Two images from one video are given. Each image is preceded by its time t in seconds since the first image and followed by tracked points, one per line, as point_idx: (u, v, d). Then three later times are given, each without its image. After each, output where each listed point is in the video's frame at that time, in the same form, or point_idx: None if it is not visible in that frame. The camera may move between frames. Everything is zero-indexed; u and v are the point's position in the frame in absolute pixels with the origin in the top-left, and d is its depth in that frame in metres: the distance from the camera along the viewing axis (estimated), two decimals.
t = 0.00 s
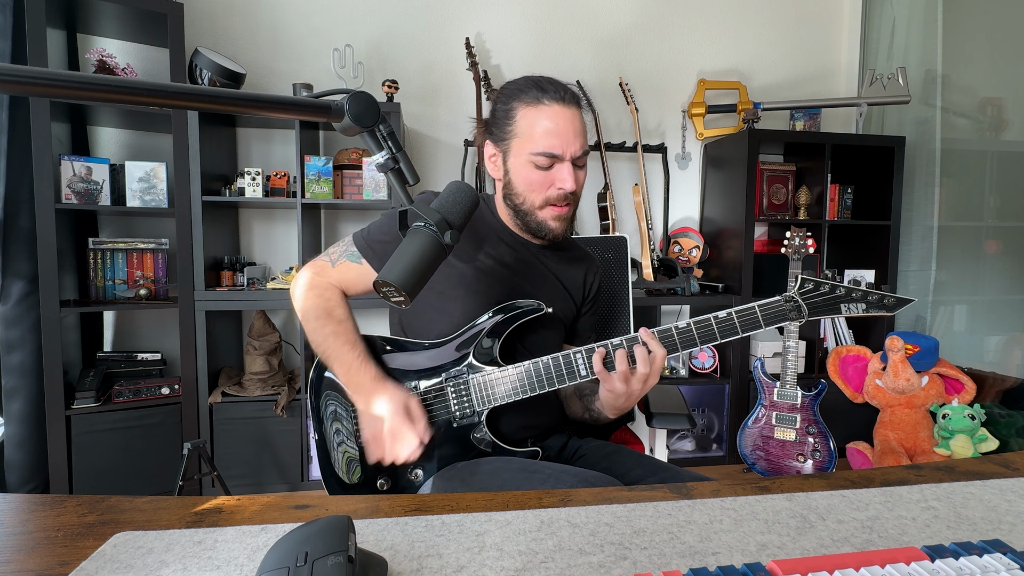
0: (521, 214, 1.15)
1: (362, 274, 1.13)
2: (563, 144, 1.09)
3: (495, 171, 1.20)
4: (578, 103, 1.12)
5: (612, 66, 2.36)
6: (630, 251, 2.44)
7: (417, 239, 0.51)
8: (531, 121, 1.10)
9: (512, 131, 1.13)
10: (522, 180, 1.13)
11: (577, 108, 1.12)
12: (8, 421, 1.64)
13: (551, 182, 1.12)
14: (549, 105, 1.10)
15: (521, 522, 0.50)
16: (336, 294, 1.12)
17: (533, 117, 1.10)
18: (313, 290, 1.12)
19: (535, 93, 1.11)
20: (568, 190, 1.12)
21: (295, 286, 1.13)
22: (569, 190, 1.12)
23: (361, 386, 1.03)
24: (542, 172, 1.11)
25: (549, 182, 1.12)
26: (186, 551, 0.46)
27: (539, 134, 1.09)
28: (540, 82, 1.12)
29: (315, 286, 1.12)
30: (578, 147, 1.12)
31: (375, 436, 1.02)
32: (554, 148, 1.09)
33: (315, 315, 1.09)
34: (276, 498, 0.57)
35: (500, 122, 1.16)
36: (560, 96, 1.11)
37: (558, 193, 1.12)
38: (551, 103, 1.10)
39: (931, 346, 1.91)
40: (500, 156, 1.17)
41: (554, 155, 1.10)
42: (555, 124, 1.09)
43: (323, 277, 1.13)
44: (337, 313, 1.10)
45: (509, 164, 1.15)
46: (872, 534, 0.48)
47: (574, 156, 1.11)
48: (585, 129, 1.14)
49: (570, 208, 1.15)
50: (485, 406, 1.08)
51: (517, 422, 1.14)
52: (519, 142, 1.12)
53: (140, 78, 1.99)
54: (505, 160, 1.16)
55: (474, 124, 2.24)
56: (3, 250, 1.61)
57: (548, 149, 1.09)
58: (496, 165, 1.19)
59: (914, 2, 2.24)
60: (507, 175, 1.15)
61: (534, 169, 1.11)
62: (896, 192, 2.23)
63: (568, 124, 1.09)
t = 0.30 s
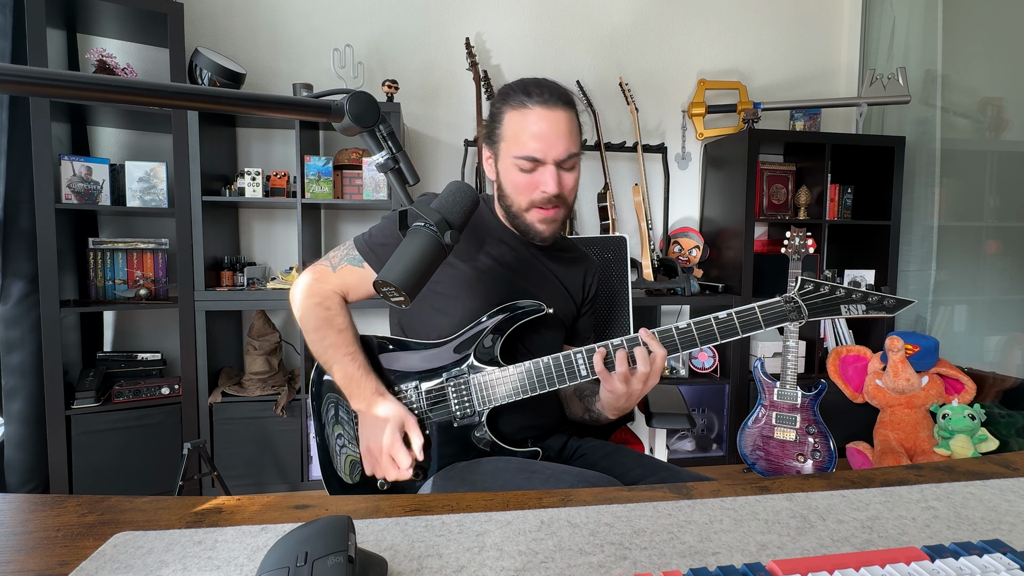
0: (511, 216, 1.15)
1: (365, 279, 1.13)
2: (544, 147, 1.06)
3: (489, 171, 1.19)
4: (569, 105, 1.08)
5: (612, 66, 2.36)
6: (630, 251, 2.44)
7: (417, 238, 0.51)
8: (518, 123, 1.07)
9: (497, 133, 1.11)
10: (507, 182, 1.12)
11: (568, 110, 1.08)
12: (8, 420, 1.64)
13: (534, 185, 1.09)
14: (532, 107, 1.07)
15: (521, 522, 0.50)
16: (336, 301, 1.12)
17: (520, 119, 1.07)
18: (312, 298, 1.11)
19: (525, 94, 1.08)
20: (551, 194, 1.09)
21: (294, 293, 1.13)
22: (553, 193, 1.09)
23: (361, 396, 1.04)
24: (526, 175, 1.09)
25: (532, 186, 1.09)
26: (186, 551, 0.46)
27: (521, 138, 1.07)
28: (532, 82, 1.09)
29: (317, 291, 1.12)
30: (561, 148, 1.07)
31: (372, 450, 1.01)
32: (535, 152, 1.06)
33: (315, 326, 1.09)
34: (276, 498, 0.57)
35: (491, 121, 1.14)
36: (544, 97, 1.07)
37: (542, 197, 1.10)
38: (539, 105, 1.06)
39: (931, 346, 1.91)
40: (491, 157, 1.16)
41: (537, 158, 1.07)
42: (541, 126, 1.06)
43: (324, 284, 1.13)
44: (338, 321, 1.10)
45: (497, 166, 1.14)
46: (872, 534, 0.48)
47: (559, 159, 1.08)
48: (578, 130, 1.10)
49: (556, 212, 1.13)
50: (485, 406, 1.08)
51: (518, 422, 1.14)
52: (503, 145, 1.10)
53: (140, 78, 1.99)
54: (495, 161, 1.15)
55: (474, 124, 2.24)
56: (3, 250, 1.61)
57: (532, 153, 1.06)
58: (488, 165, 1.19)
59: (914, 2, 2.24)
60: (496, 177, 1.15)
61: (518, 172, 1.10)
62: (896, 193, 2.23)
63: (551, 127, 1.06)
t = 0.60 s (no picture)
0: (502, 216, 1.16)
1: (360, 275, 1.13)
2: (534, 152, 1.04)
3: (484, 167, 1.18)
4: (566, 110, 1.05)
5: (612, 66, 2.36)
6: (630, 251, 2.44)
7: (417, 238, 0.51)
8: (512, 126, 1.05)
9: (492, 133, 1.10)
10: (499, 183, 1.12)
11: (565, 118, 1.05)
12: (8, 420, 1.64)
13: (523, 188, 1.09)
14: (527, 110, 1.04)
15: (521, 522, 0.50)
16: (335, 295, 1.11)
17: (515, 122, 1.05)
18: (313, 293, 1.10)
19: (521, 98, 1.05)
20: (539, 199, 1.09)
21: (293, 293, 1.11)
22: (540, 199, 1.08)
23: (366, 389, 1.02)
24: (516, 177, 1.09)
25: (522, 189, 1.09)
26: (186, 551, 0.46)
27: (514, 141, 1.05)
28: (530, 85, 1.06)
29: (314, 289, 1.11)
30: (552, 155, 1.05)
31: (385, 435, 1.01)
32: (525, 157, 1.05)
33: (315, 319, 1.07)
34: (276, 498, 0.57)
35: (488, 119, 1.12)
36: (540, 101, 1.04)
37: (530, 201, 1.10)
38: (533, 110, 1.04)
39: (931, 346, 1.90)
40: (487, 154, 1.15)
41: (527, 163, 1.06)
42: (535, 131, 1.04)
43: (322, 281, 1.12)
44: (338, 316, 1.09)
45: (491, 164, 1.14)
46: (872, 534, 0.48)
47: (549, 165, 1.06)
48: (574, 136, 1.07)
49: (544, 216, 1.13)
50: (485, 405, 1.08)
51: (519, 422, 1.14)
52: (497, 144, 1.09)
53: (140, 78, 1.99)
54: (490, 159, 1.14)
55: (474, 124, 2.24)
56: (3, 250, 1.61)
57: (521, 157, 1.05)
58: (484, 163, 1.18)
59: (914, 2, 2.24)
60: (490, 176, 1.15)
61: (508, 174, 1.09)
62: (896, 193, 2.23)
63: (544, 133, 1.04)
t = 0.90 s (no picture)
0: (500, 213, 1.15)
1: (356, 274, 1.13)
2: (535, 150, 1.03)
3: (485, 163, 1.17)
4: (570, 109, 1.05)
5: (612, 66, 2.36)
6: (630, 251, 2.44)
7: (417, 238, 0.51)
8: (514, 122, 1.04)
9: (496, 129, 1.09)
10: (499, 179, 1.11)
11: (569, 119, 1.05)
12: (8, 421, 1.64)
13: (522, 186, 1.08)
14: (531, 107, 1.04)
15: (521, 522, 0.50)
16: (332, 291, 1.10)
17: (518, 119, 1.04)
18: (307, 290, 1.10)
19: (526, 97, 1.04)
20: (538, 197, 1.08)
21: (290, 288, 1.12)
22: (538, 197, 1.07)
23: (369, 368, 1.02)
24: (516, 174, 1.08)
25: (521, 187, 1.08)
26: (186, 551, 0.46)
27: (516, 138, 1.04)
28: (535, 83, 1.06)
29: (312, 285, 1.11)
30: (553, 153, 1.04)
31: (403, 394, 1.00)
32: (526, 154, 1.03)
33: (314, 308, 1.06)
34: (276, 498, 0.57)
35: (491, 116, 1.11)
36: (545, 99, 1.04)
37: (528, 199, 1.08)
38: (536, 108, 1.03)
39: (931, 346, 1.90)
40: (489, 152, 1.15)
41: (527, 160, 1.04)
42: (537, 129, 1.03)
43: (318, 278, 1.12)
44: (337, 305, 1.08)
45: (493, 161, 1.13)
46: (872, 534, 0.48)
47: (549, 164, 1.05)
48: (577, 136, 1.07)
49: (542, 214, 1.11)
50: (485, 406, 1.08)
51: (519, 422, 1.14)
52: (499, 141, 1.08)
53: (140, 78, 1.99)
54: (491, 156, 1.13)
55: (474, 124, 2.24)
56: (3, 250, 1.61)
57: (521, 154, 1.04)
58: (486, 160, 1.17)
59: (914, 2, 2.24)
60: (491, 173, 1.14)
61: (508, 170, 1.08)
62: (896, 192, 2.23)
63: (547, 131, 1.03)
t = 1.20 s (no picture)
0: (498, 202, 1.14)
1: (354, 270, 1.13)
2: (532, 130, 1.05)
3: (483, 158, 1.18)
4: (566, 97, 1.08)
5: (612, 66, 2.36)
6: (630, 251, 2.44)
7: (417, 238, 0.51)
8: (512, 109, 1.07)
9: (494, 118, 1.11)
10: (497, 166, 1.11)
11: (566, 106, 1.08)
12: (8, 421, 1.64)
13: (521, 169, 1.08)
14: (529, 92, 1.07)
15: (521, 522, 0.50)
16: (332, 283, 1.10)
17: (516, 106, 1.07)
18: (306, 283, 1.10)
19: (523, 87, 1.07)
20: (536, 179, 1.07)
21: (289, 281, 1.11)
22: (537, 178, 1.07)
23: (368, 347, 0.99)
24: (513, 159, 1.08)
25: (519, 170, 1.08)
26: (186, 551, 0.46)
27: (516, 122, 1.06)
28: (530, 75, 1.10)
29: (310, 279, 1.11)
30: (551, 133, 1.06)
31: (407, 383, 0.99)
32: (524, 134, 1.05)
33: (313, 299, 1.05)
34: (276, 498, 0.57)
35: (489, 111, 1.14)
36: (542, 86, 1.07)
37: (527, 182, 1.08)
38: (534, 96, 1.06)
39: (932, 346, 1.90)
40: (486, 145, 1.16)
41: (525, 141, 1.06)
42: (535, 111, 1.05)
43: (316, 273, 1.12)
44: (337, 296, 1.07)
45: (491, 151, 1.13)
46: (872, 534, 0.48)
47: (547, 146, 1.06)
48: (574, 121, 1.10)
49: (541, 199, 1.10)
50: (486, 406, 1.08)
51: (519, 422, 1.14)
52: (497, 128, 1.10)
53: (140, 78, 1.99)
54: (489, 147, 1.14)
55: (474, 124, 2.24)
56: (3, 250, 1.61)
57: (519, 136, 1.06)
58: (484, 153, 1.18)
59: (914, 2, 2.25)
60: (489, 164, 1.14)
61: (506, 155, 1.09)
62: (895, 192, 2.23)
63: (547, 113, 1.06)
